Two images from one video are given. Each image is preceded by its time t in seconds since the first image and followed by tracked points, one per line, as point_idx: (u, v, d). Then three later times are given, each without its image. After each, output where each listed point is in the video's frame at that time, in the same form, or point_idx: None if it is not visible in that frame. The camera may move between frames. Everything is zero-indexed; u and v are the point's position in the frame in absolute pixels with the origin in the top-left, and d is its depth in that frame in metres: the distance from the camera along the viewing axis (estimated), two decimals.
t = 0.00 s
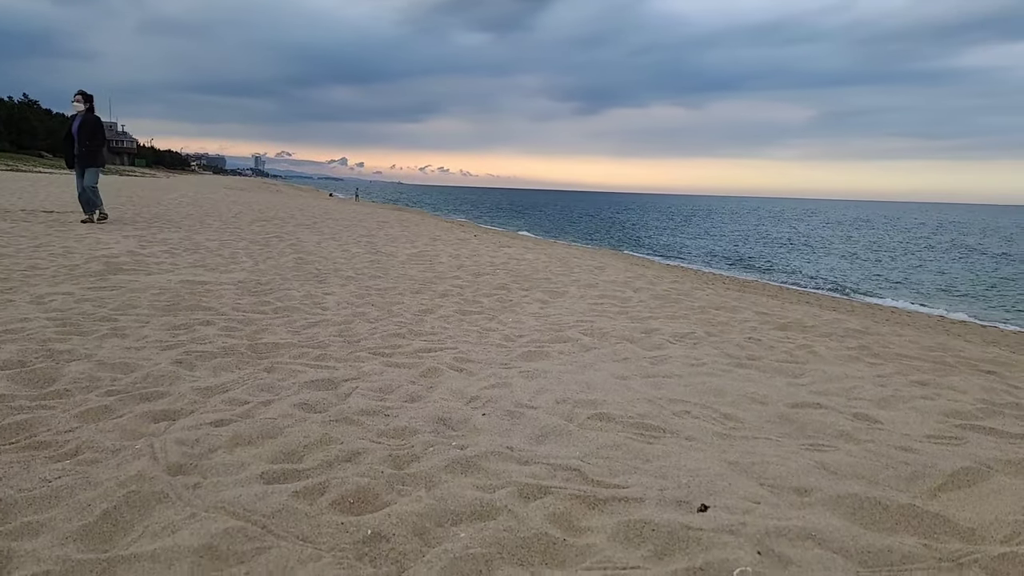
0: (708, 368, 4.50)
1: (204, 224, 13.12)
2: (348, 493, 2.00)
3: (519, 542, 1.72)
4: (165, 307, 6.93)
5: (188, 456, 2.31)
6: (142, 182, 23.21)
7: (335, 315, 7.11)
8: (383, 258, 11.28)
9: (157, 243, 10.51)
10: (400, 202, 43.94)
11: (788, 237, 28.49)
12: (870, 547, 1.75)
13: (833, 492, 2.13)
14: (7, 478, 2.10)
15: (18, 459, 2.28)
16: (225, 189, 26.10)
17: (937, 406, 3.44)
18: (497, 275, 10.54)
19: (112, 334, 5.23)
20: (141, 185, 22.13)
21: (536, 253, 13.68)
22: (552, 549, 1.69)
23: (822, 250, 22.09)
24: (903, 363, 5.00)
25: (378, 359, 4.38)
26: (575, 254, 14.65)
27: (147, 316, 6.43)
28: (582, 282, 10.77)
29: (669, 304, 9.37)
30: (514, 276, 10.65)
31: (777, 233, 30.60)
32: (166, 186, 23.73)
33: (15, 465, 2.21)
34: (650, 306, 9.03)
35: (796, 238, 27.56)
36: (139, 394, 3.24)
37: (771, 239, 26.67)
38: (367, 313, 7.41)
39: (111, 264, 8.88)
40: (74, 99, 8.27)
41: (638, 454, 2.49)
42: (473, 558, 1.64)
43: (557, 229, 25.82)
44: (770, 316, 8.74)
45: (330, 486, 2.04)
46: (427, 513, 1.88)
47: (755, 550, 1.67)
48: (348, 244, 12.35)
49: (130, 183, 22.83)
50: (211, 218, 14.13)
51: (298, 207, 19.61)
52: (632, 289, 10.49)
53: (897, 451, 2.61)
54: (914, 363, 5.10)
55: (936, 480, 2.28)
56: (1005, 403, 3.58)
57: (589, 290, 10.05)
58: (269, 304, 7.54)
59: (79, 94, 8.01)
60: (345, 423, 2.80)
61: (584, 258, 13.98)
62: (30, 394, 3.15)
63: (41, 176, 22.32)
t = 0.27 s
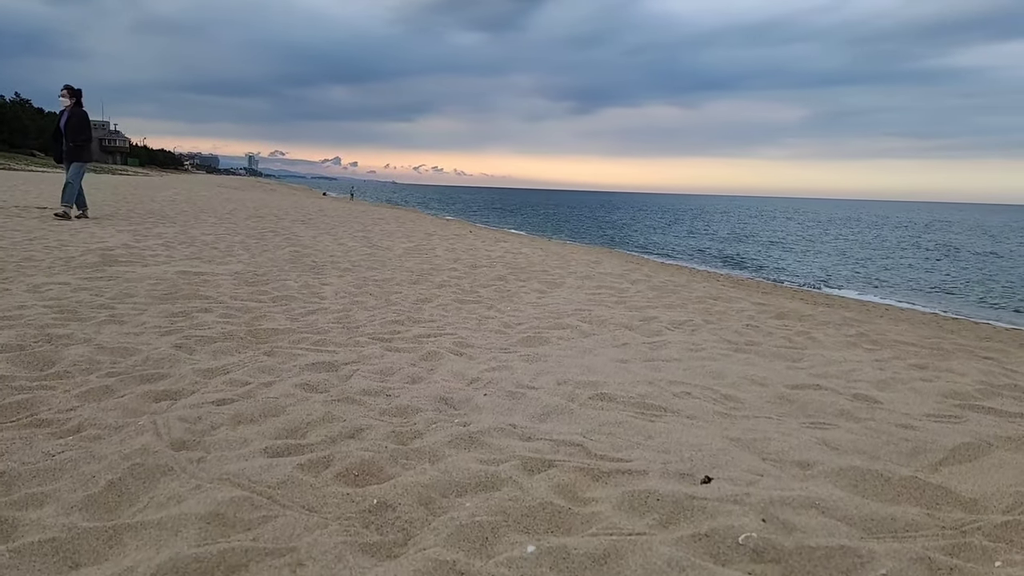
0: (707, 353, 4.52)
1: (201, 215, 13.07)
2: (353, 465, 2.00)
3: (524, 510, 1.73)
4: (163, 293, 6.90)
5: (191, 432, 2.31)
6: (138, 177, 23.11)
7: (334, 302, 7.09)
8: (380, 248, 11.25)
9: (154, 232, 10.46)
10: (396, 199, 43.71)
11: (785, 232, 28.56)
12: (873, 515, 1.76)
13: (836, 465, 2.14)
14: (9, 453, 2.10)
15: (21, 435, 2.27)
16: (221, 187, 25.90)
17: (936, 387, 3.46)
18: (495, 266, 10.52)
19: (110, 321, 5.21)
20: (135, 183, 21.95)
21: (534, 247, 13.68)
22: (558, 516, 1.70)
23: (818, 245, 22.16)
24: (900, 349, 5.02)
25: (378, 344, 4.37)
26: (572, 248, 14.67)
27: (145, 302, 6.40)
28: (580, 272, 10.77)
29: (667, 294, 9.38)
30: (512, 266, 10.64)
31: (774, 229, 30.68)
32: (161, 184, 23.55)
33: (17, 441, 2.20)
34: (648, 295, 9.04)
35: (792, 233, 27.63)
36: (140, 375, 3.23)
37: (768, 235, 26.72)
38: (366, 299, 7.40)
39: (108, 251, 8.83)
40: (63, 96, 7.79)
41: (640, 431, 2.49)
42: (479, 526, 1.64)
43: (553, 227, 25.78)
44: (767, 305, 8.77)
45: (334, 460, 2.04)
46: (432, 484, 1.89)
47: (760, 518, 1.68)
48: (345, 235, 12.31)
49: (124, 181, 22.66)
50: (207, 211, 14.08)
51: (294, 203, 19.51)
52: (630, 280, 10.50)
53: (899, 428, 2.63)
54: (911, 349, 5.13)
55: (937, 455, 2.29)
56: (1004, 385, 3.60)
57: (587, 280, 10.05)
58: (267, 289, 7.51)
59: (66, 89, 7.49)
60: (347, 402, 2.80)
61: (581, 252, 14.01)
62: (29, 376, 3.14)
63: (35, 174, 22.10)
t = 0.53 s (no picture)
0: (708, 339, 4.52)
1: (199, 208, 13.03)
2: (358, 440, 2.00)
3: (530, 482, 1.73)
4: (161, 279, 6.87)
5: (195, 410, 2.31)
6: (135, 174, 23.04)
7: (333, 287, 7.06)
8: (379, 237, 11.20)
9: (152, 223, 10.42)
10: (394, 196, 43.65)
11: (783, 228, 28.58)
12: (877, 486, 1.77)
13: (839, 441, 2.14)
14: (12, 429, 2.09)
15: (24, 413, 2.27)
16: (217, 185, 25.77)
17: (937, 370, 3.47)
18: (494, 253, 10.49)
19: (109, 308, 5.19)
20: (131, 180, 21.82)
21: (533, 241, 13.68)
22: (564, 487, 1.70)
23: (816, 240, 22.19)
24: (899, 336, 5.04)
25: (379, 330, 4.37)
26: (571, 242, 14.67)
27: (144, 289, 6.38)
28: (579, 263, 10.75)
29: (666, 284, 9.38)
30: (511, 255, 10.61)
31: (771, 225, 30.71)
32: (157, 181, 23.42)
33: (20, 418, 2.20)
34: (647, 284, 9.03)
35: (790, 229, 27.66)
36: (142, 358, 3.23)
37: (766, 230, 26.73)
38: (365, 283, 7.38)
39: (106, 239, 8.78)
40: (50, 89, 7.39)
41: (644, 409, 2.50)
42: (486, 496, 1.64)
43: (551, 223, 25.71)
44: (766, 296, 8.77)
45: (339, 435, 2.04)
46: (438, 458, 1.89)
47: (765, 489, 1.68)
48: (344, 227, 12.26)
49: (120, 178, 22.51)
50: (206, 206, 14.04)
51: (292, 199, 19.44)
52: (629, 270, 10.49)
53: (901, 408, 2.63)
54: (911, 336, 5.14)
55: (939, 433, 2.30)
56: (1005, 369, 3.61)
57: (586, 269, 10.04)
58: (265, 274, 7.46)
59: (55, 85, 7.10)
60: (350, 383, 2.79)
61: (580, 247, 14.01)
62: (31, 358, 3.13)
63: (30, 171, 21.95)
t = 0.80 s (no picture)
0: (709, 327, 4.52)
1: (198, 204, 12.99)
2: (363, 420, 1.99)
3: (537, 459, 1.73)
4: (161, 270, 6.85)
5: (198, 392, 2.30)
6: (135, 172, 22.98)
7: (333, 277, 7.04)
8: (379, 229, 11.19)
9: (151, 217, 10.37)
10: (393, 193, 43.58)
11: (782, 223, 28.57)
12: (884, 463, 1.77)
13: (843, 422, 2.14)
14: (16, 410, 2.08)
15: (27, 395, 2.27)
16: (215, 182, 25.67)
17: (939, 356, 3.47)
18: (494, 245, 10.47)
19: (110, 298, 5.18)
20: (129, 177, 21.74)
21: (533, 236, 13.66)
22: (571, 463, 1.70)
23: (815, 235, 22.20)
24: (901, 324, 5.03)
25: (380, 318, 4.36)
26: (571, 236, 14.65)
27: (144, 279, 6.36)
28: (579, 256, 10.74)
29: (666, 276, 9.37)
30: (511, 246, 10.58)
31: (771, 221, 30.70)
32: (155, 179, 23.34)
33: (24, 400, 2.20)
34: (648, 275, 9.02)
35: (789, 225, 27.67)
36: (144, 344, 3.22)
37: (765, 226, 26.75)
38: (365, 271, 7.36)
39: (105, 231, 8.75)
40: (38, 83, 7.20)
41: (647, 392, 2.50)
42: (493, 472, 1.64)
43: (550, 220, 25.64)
44: (766, 287, 8.77)
45: (344, 416, 2.04)
46: (443, 437, 1.89)
47: (772, 465, 1.68)
48: (342, 220, 12.23)
49: (118, 176, 22.42)
50: (205, 201, 14.01)
51: (290, 196, 19.40)
52: (630, 263, 10.48)
53: (904, 391, 2.63)
54: (912, 324, 5.14)
55: (943, 415, 2.30)
56: (1006, 355, 3.61)
57: (587, 260, 10.02)
58: (265, 265, 7.45)
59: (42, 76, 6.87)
60: (353, 367, 2.79)
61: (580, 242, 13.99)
62: (32, 344, 3.12)
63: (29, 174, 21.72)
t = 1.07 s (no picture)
0: (709, 318, 4.51)
1: (197, 202, 12.97)
2: (366, 406, 1.99)
3: (540, 443, 1.73)
4: (160, 263, 6.83)
5: (201, 379, 2.30)
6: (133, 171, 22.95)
7: (332, 268, 7.01)
8: (378, 224, 11.17)
9: (150, 214, 10.34)
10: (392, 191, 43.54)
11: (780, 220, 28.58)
12: (887, 447, 1.77)
13: (846, 408, 2.14)
14: (18, 396, 2.08)
15: (29, 382, 2.26)
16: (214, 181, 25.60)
17: (939, 346, 3.47)
18: (493, 239, 10.45)
19: (109, 291, 5.17)
20: (127, 176, 21.69)
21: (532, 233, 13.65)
22: (574, 447, 1.70)
23: (814, 232, 22.22)
24: (901, 316, 5.03)
25: (380, 309, 4.35)
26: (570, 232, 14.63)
27: (142, 272, 6.35)
28: (578, 250, 10.74)
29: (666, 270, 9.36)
30: (511, 240, 10.56)
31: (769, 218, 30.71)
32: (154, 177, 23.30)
33: (25, 387, 2.19)
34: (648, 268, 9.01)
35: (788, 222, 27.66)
36: (144, 334, 3.21)
37: (764, 223, 26.75)
38: (364, 263, 7.34)
39: (103, 227, 8.73)
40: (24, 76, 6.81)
41: (649, 379, 2.49)
42: (497, 455, 1.64)
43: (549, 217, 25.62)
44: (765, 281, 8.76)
45: (346, 401, 2.03)
46: (446, 422, 1.88)
47: (775, 449, 1.68)
48: (341, 215, 12.21)
49: (116, 173, 22.37)
50: (204, 198, 13.99)
51: (289, 193, 19.37)
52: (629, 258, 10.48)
53: (905, 379, 2.63)
54: (912, 316, 5.13)
55: (944, 401, 2.30)
56: (1007, 345, 3.61)
57: (586, 254, 10.01)
58: (264, 257, 7.42)
59: (30, 71, 6.62)
60: (354, 355, 2.78)
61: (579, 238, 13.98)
62: (33, 334, 3.12)
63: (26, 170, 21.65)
